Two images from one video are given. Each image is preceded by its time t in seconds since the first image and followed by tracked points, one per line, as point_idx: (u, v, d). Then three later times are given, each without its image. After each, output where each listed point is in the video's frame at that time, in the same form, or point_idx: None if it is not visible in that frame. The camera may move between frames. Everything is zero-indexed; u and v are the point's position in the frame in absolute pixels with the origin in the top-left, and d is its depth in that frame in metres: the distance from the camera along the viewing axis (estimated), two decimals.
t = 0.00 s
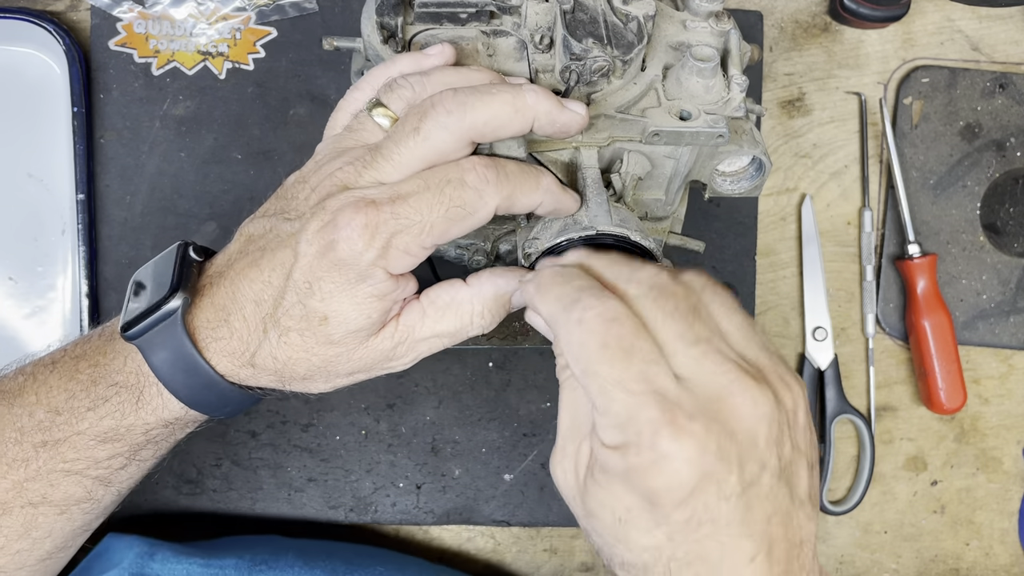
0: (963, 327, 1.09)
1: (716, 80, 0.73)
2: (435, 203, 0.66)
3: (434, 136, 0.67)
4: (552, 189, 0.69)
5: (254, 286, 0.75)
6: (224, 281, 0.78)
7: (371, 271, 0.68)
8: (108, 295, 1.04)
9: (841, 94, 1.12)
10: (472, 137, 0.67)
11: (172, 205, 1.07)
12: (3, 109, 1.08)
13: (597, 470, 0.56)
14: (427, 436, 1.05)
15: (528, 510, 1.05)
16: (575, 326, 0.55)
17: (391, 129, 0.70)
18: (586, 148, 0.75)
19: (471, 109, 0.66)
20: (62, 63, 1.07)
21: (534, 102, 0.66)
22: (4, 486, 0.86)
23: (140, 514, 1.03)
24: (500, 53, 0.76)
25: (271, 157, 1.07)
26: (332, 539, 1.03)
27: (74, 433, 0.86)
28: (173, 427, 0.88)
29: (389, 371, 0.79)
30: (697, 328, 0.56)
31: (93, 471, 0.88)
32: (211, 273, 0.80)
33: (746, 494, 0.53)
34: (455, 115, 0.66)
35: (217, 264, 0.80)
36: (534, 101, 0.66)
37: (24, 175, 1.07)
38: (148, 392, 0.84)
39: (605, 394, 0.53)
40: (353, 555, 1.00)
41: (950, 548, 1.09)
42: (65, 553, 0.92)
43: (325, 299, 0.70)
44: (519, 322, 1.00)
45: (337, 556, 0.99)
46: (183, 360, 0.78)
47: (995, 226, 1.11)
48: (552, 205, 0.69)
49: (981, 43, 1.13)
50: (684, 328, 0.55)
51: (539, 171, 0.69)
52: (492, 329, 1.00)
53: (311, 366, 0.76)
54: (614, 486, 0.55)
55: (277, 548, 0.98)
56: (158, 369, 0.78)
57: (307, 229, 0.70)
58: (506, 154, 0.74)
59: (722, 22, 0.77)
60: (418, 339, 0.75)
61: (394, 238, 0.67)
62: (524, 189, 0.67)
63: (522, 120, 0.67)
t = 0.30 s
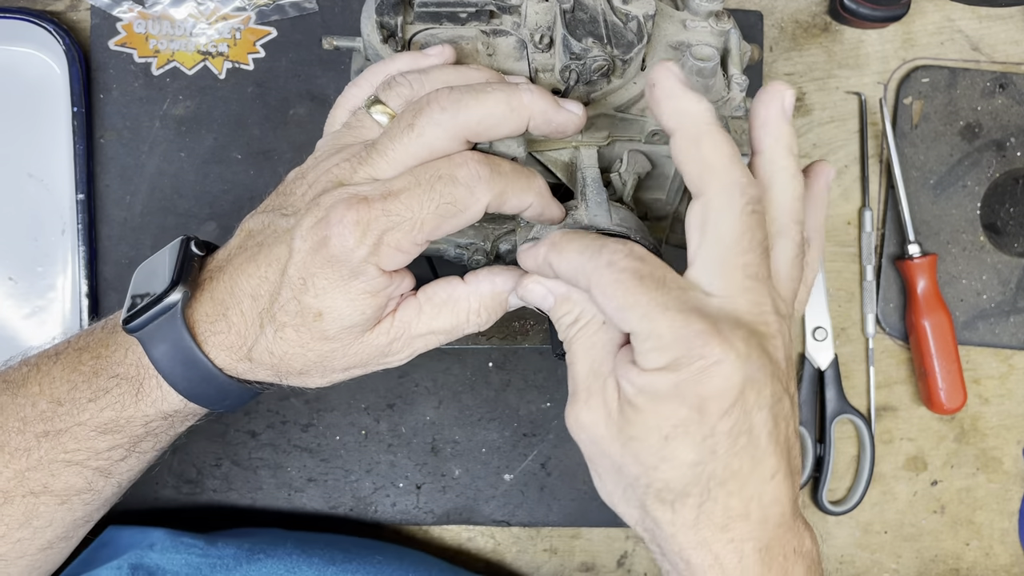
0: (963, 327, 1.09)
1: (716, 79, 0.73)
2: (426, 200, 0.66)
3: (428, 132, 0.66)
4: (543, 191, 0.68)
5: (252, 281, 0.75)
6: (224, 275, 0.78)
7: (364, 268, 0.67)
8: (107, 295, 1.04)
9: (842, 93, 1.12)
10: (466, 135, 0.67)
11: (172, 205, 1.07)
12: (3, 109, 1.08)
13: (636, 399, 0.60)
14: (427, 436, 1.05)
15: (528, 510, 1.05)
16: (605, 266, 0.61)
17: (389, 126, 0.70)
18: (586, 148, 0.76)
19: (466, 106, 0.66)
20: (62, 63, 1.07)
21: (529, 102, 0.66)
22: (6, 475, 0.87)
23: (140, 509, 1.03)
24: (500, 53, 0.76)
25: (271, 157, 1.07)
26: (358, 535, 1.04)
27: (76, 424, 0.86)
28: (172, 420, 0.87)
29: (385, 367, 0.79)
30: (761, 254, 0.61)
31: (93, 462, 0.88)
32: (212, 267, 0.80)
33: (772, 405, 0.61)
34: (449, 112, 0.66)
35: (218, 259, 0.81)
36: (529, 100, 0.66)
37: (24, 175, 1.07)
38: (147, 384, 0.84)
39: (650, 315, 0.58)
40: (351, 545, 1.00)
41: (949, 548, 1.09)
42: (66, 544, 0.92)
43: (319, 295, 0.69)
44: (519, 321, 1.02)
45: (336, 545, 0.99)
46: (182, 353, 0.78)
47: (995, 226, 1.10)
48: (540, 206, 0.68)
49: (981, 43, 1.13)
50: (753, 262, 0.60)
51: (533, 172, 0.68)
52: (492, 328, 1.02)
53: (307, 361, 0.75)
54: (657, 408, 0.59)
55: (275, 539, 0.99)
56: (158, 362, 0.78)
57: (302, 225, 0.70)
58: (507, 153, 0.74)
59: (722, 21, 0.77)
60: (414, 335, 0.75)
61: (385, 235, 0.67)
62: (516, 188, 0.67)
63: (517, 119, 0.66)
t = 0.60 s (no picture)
0: (963, 327, 1.09)
1: (716, 81, 0.73)
2: (424, 202, 0.66)
3: (426, 132, 0.66)
4: (541, 197, 0.69)
5: (249, 276, 0.75)
6: (223, 270, 0.78)
7: (360, 266, 0.68)
8: (107, 295, 1.04)
9: (841, 93, 1.12)
10: (464, 137, 0.67)
11: (172, 205, 1.07)
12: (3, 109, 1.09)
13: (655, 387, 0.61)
14: (427, 436, 1.05)
15: (528, 510, 1.05)
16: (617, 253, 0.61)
17: (387, 126, 0.70)
18: (586, 149, 0.76)
19: (465, 108, 0.65)
20: (62, 63, 1.07)
21: (528, 105, 0.66)
22: (5, 468, 0.86)
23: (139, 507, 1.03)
24: (501, 54, 0.76)
25: (271, 157, 1.07)
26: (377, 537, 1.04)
27: (74, 417, 0.86)
28: (171, 413, 0.87)
29: (383, 363, 0.79)
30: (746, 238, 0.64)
31: (92, 455, 0.87)
32: (212, 262, 0.81)
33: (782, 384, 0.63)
34: (448, 113, 0.66)
35: (218, 254, 0.81)
36: (529, 103, 0.66)
37: (24, 175, 1.07)
38: (146, 378, 0.84)
39: (667, 297, 0.59)
40: (353, 542, 1.00)
41: (949, 548, 1.09)
42: (65, 538, 0.92)
43: (316, 292, 0.69)
44: (520, 321, 1.02)
45: (337, 542, 1.00)
46: (180, 348, 0.78)
47: (995, 226, 1.10)
48: (539, 211, 0.69)
49: (981, 43, 1.13)
50: (744, 248, 0.64)
51: (532, 175, 0.69)
52: (493, 329, 1.02)
53: (304, 357, 0.75)
54: (678, 390, 0.60)
55: (275, 535, 0.99)
56: (155, 356, 0.79)
57: (299, 222, 0.70)
58: (507, 155, 0.74)
59: (722, 22, 0.77)
60: (411, 332, 0.75)
61: (382, 235, 0.66)
62: (515, 192, 0.67)
63: (516, 121, 0.66)
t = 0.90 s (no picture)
0: (963, 327, 1.09)
1: (716, 84, 0.73)
2: (423, 203, 0.66)
3: (426, 135, 0.66)
4: (541, 200, 0.68)
5: (247, 270, 0.75)
6: (221, 263, 0.78)
7: (358, 264, 0.68)
8: (107, 295, 1.04)
9: (842, 93, 1.12)
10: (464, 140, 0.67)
11: (172, 205, 1.06)
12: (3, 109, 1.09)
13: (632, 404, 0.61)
14: (427, 435, 1.05)
15: (528, 510, 1.05)
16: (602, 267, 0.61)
17: (387, 126, 0.70)
18: (585, 152, 0.75)
19: (465, 111, 0.65)
20: (62, 63, 1.07)
21: (528, 109, 0.66)
22: (4, 463, 0.86)
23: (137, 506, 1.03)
24: (501, 56, 0.76)
25: (271, 157, 1.07)
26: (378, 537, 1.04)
27: (73, 412, 0.86)
28: (168, 407, 0.87)
29: (378, 359, 0.80)
30: (732, 249, 0.64)
31: (91, 450, 0.88)
32: (210, 255, 0.81)
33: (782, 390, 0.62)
34: (448, 116, 0.66)
35: (216, 247, 0.81)
36: (529, 107, 0.66)
37: (24, 175, 1.08)
38: (143, 371, 0.84)
39: (647, 314, 0.59)
40: (353, 543, 1.00)
41: (950, 548, 1.09)
42: (64, 531, 0.92)
43: (314, 288, 0.69)
44: (519, 322, 1.00)
45: (336, 543, 1.00)
46: (177, 340, 0.78)
47: (995, 226, 1.10)
48: (539, 215, 0.69)
49: (982, 42, 1.13)
50: (729, 261, 0.64)
51: (532, 179, 0.68)
52: (492, 330, 1.00)
53: (301, 351, 0.76)
54: (655, 408, 0.60)
55: (274, 536, 0.99)
56: (153, 348, 0.79)
57: (298, 218, 0.70)
58: (507, 157, 0.74)
59: (722, 25, 0.77)
60: (407, 329, 0.75)
61: (379, 234, 0.66)
62: (513, 196, 0.67)
63: (516, 126, 0.66)
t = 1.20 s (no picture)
0: (963, 327, 1.09)
1: (716, 81, 0.72)
2: (420, 196, 0.66)
3: (424, 128, 0.66)
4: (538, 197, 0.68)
5: (244, 261, 0.76)
6: (217, 254, 0.79)
7: (355, 257, 0.67)
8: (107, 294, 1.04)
9: (841, 94, 1.12)
10: (463, 134, 0.66)
11: (172, 205, 1.06)
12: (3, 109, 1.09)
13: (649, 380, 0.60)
14: (427, 435, 1.05)
15: (528, 510, 1.05)
16: (615, 244, 0.61)
17: (388, 119, 0.70)
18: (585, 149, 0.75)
19: (464, 105, 0.65)
20: (63, 64, 1.07)
21: (528, 105, 0.65)
22: (2, 459, 0.86)
23: (138, 508, 1.03)
24: (500, 54, 0.76)
25: (271, 157, 1.07)
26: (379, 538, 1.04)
27: (70, 406, 0.86)
28: (165, 400, 0.88)
29: (374, 354, 0.79)
30: (729, 225, 0.64)
31: (89, 444, 0.88)
32: (207, 247, 0.81)
33: (790, 387, 0.61)
34: (447, 110, 0.65)
35: (212, 238, 0.81)
36: (529, 103, 0.65)
37: (24, 175, 1.08)
38: (140, 363, 0.84)
39: (660, 288, 0.59)
40: (353, 543, 1.00)
41: (949, 548, 1.09)
42: (64, 526, 0.92)
43: (310, 280, 0.70)
44: (519, 321, 1.00)
45: (337, 543, 1.00)
46: (174, 332, 0.78)
47: (995, 226, 1.10)
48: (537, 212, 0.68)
49: (981, 42, 1.13)
50: (731, 238, 0.63)
51: (531, 176, 0.68)
52: (492, 329, 1.00)
53: (297, 343, 0.76)
54: (672, 384, 0.59)
55: (274, 537, 0.99)
56: (149, 341, 0.79)
57: (296, 210, 0.70)
58: (507, 154, 0.73)
59: (722, 23, 0.77)
60: (403, 324, 0.75)
61: (377, 226, 0.66)
62: (511, 191, 0.67)
63: (515, 121, 0.66)
